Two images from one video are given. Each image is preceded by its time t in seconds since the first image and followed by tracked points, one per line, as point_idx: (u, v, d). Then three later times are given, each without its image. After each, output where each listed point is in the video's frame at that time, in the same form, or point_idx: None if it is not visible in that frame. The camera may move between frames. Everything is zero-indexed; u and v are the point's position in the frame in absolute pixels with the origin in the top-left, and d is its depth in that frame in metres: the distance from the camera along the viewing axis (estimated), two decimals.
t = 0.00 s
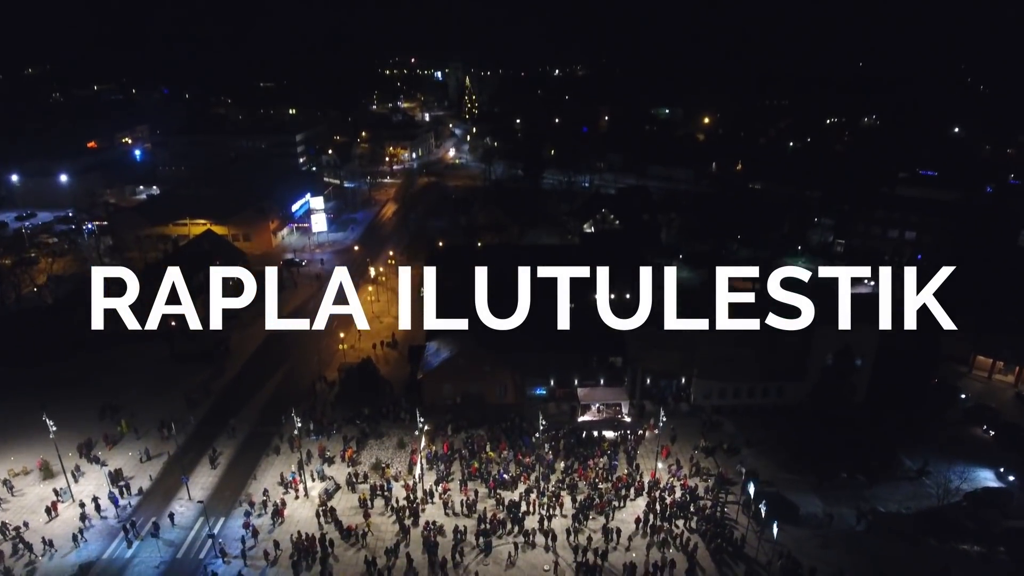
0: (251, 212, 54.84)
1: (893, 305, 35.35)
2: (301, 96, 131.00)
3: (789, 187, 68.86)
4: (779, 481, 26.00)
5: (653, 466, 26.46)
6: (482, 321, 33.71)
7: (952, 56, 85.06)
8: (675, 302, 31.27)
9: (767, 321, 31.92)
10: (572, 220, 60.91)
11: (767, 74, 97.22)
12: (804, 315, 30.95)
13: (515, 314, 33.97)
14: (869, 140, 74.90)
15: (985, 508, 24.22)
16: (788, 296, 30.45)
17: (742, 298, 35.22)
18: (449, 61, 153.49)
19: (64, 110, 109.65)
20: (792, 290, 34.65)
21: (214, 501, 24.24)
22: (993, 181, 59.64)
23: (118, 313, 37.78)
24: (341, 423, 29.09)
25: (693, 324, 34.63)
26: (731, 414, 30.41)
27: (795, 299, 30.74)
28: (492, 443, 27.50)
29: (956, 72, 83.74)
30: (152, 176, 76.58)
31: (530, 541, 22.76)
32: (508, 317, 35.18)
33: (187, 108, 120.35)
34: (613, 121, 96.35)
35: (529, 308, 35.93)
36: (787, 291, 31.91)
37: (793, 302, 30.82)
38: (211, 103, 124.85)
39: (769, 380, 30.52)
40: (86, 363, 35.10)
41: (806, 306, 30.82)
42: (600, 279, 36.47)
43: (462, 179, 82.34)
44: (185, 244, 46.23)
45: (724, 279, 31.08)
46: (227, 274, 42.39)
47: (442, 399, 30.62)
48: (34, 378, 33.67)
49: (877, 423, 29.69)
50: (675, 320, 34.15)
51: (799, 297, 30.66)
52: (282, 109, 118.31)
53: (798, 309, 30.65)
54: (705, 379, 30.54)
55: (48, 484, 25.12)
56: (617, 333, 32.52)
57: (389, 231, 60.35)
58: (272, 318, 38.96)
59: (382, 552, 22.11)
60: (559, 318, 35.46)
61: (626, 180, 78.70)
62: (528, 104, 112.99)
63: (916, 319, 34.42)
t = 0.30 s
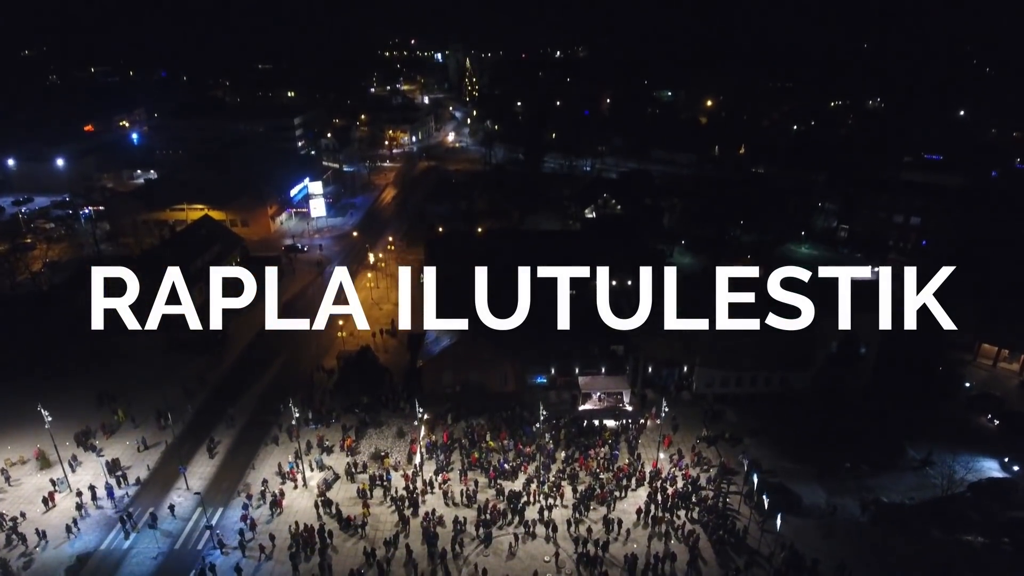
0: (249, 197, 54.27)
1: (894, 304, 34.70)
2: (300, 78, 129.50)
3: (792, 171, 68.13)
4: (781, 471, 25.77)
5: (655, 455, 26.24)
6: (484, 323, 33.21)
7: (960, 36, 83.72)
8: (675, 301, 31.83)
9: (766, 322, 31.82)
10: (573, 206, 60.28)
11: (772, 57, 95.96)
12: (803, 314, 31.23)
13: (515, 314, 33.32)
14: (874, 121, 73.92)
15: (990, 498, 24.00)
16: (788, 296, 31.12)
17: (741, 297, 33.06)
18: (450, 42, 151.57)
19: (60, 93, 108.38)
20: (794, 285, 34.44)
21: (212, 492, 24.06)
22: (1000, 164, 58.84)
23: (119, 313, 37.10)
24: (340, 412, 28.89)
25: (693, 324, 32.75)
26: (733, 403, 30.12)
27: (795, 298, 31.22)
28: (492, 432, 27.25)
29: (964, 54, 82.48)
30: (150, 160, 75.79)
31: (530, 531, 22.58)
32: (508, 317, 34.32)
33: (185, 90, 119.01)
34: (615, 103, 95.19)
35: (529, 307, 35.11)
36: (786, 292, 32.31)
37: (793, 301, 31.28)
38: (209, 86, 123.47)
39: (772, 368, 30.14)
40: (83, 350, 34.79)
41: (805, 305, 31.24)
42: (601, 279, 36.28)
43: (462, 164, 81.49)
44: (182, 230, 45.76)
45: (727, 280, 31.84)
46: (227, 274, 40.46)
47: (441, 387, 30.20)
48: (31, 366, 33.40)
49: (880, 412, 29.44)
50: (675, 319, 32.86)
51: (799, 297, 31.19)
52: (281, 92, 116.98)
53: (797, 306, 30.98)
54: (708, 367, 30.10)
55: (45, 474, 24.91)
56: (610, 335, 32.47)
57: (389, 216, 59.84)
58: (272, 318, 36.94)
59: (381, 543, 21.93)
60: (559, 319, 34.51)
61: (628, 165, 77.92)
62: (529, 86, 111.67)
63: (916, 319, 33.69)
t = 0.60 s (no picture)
0: (246, 181, 53.65)
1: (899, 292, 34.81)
2: (298, 59, 127.91)
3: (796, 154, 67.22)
4: (783, 460, 25.58)
5: (656, 445, 26.00)
6: (483, 321, 31.73)
7: (968, 17, 82.33)
8: (668, 301, 30.27)
9: (766, 321, 30.49)
10: (574, 190, 59.58)
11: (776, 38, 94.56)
12: (803, 315, 29.88)
13: (515, 314, 31.80)
14: (880, 103, 72.83)
15: (993, 489, 23.76)
16: (789, 296, 29.48)
17: (741, 296, 31.07)
18: (450, 23, 149.50)
19: (56, 75, 107.13)
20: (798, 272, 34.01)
21: (210, 482, 23.88)
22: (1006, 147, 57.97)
23: (119, 313, 35.51)
24: (339, 400, 28.65)
25: (693, 324, 31.43)
26: (735, 391, 29.91)
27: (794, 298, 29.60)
28: (492, 421, 27.00)
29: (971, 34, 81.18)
30: (147, 144, 74.96)
31: (531, 522, 22.41)
32: (507, 317, 32.91)
33: (182, 73, 117.68)
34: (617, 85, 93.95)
35: (529, 308, 33.48)
36: (787, 291, 30.73)
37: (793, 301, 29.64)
38: (206, 68, 122.00)
39: (775, 356, 29.87)
40: (79, 338, 34.46)
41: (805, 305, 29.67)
42: (601, 279, 34.45)
43: (462, 147, 80.66)
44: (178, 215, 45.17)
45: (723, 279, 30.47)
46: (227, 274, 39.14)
47: (441, 375, 30.02)
48: (27, 353, 33.10)
49: (883, 400, 29.24)
50: (675, 319, 31.47)
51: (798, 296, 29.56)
52: (279, 75, 115.75)
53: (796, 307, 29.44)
54: (709, 355, 29.89)
55: (42, 463, 24.72)
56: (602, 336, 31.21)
57: (388, 201, 59.31)
58: (272, 318, 35.33)
59: (380, 533, 21.76)
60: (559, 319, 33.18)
61: (629, 149, 77.05)
62: (530, 68, 110.28)
63: (916, 319, 32.49)
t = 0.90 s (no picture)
0: (244, 166, 53.07)
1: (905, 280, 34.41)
2: (297, 41, 126.41)
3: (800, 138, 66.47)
4: (786, 451, 25.35)
5: (657, 435, 25.77)
6: (518, 320, 30.63)
7: None
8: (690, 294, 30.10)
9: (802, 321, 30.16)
10: (576, 175, 58.96)
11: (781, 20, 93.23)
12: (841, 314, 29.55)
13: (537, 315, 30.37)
14: (886, 86, 71.85)
15: (997, 479, 23.53)
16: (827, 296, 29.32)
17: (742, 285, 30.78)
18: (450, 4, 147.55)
19: (52, 57, 105.97)
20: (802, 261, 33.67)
21: (207, 472, 23.70)
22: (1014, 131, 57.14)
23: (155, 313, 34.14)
24: (338, 389, 28.43)
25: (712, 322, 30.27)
26: (737, 380, 29.68)
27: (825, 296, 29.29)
28: (492, 410, 26.76)
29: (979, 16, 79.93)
30: (144, 127, 74.17)
31: (531, 513, 22.24)
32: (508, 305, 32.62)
33: (179, 54, 116.37)
34: (619, 68, 92.81)
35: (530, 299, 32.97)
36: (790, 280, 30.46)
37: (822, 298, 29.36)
38: (204, 50, 120.69)
39: (778, 345, 29.60)
40: (75, 326, 34.16)
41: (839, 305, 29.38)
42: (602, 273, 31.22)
43: (462, 131, 79.83)
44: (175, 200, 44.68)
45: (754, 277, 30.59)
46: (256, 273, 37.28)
47: (441, 364, 29.81)
48: (23, 341, 32.84)
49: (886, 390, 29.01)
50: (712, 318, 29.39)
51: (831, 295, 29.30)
52: (277, 57, 114.42)
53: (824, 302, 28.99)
54: (712, 344, 29.59)
55: (38, 453, 24.54)
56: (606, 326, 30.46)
57: (388, 185, 58.75)
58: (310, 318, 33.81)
59: (379, 525, 21.60)
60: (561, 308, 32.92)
61: (631, 133, 76.25)
62: (530, 49, 108.90)
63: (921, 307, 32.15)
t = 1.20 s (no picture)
0: (241, 151, 52.44)
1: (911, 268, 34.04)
2: (295, 22, 124.86)
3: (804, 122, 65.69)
4: (789, 441, 25.12)
5: (659, 425, 25.54)
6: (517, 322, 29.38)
7: None
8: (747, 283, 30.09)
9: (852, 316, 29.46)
10: (577, 160, 58.37)
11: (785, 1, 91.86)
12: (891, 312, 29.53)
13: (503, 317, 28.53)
14: (892, 68, 70.88)
15: (1002, 470, 23.31)
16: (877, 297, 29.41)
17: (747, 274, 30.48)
18: None
19: (48, 39, 104.65)
20: (806, 248, 33.26)
21: (205, 463, 23.50)
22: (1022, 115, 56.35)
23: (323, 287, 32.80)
24: (337, 378, 28.19)
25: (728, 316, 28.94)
26: (739, 369, 29.48)
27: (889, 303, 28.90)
28: (492, 400, 26.52)
29: None
30: (140, 111, 73.32)
31: (531, 505, 22.06)
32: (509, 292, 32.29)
33: (176, 37, 114.97)
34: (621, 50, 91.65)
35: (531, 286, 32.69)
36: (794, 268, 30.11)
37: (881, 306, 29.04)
38: (201, 32, 119.26)
39: (780, 334, 29.37)
40: (72, 314, 33.86)
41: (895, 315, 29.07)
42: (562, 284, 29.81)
43: (462, 114, 79.07)
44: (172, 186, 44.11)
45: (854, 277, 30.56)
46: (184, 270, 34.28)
47: (441, 353, 29.62)
48: (19, 329, 32.56)
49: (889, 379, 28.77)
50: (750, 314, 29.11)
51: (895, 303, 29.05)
52: (275, 39, 113.09)
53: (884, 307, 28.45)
54: (714, 333, 29.33)
55: (34, 444, 24.34)
56: (623, 306, 29.97)
57: (387, 170, 58.19)
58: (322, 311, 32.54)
59: (378, 517, 21.43)
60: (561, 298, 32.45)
61: (633, 117, 75.42)
62: (531, 31, 107.51)
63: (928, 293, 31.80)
